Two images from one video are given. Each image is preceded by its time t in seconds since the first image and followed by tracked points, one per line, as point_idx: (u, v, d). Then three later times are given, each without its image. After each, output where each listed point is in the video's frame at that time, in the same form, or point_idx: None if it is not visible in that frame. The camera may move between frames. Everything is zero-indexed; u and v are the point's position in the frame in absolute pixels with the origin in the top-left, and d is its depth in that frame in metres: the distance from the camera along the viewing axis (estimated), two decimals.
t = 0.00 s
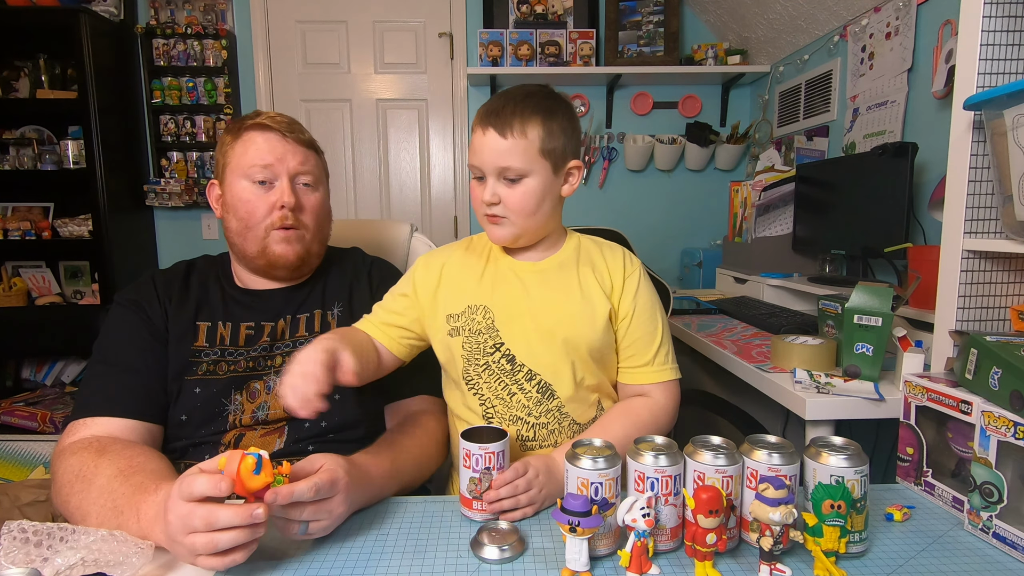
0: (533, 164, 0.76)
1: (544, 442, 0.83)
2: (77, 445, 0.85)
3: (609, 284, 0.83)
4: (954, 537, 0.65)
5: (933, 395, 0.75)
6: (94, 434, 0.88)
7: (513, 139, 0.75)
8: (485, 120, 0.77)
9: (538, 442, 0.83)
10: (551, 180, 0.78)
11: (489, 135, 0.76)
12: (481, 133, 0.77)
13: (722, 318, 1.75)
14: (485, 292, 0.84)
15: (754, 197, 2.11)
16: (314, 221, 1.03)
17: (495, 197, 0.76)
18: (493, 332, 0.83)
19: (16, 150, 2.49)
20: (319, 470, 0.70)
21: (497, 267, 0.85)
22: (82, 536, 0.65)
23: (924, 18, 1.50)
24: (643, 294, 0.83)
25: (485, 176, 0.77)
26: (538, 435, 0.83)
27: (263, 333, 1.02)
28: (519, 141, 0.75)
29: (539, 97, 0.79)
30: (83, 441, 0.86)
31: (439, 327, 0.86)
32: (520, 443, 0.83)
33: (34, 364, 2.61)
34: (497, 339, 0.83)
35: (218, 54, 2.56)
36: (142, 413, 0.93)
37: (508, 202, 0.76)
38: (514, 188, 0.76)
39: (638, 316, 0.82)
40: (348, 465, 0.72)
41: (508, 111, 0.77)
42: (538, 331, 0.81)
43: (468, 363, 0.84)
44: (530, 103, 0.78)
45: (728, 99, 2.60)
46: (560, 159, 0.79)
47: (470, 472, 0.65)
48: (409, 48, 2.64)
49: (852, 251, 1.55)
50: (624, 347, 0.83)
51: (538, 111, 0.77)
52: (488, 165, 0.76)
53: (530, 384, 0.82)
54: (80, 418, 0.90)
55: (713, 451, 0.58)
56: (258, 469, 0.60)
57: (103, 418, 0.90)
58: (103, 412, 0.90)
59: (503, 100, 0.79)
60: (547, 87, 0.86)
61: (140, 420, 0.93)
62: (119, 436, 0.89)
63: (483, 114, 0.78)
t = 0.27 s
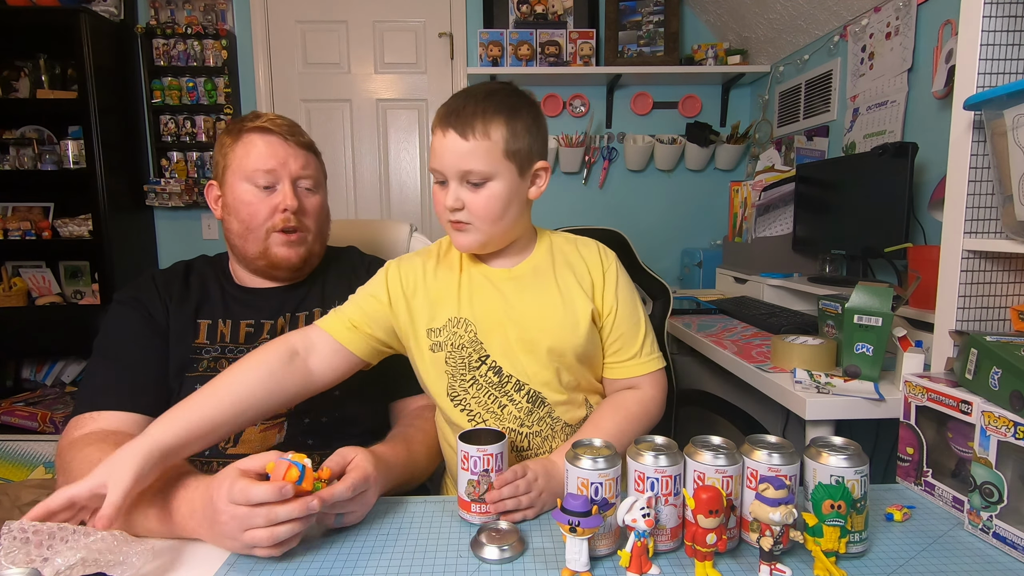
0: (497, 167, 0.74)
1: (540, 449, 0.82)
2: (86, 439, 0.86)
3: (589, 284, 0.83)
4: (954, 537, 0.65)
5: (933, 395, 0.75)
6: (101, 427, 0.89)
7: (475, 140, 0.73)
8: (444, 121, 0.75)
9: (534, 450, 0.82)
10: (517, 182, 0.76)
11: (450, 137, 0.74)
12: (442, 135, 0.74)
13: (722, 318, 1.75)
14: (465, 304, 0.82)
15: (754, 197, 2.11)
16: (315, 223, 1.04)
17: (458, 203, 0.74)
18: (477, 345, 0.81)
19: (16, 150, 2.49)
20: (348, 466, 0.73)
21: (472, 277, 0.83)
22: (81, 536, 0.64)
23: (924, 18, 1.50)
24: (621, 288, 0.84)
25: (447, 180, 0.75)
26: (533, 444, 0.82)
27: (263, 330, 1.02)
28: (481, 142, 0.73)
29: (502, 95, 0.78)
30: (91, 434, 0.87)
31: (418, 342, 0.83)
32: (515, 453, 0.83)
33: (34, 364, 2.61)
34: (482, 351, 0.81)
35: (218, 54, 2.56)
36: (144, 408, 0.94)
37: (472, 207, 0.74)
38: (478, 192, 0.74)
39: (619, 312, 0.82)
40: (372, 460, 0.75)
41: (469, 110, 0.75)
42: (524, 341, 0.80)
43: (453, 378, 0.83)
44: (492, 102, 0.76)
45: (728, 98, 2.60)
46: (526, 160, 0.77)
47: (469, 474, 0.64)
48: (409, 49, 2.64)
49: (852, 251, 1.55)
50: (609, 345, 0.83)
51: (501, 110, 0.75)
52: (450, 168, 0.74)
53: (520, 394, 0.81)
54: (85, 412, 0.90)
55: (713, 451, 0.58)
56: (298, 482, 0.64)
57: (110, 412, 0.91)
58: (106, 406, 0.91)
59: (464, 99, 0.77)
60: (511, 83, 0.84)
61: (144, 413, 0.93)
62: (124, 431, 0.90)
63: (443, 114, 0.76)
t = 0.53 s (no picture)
0: (472, 171, 0.73)
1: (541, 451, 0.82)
2: (97, 432, 0.86)
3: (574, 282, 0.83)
4: (954, 537, 0.65)
5: (933, 395, 0.75)
6: (109, 420, 0.89)
7: (447, 145, 0.72)
8: (414, 128, 0.74)
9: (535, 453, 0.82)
10: (492, 186, 0.76)
11: (421, 143, 0.73)
12: (412, 142, 0.73)
13: (722, 318, 1.75)
14: (452, 315, 0.82)
15: (754, 197, 2.11)
16: (311, 227, 1.04)
17: (433, 210, 0.73)
18: (469, 356, 0.81)
19: (16, 150, 2.49)
20: (361, 452, 0.73)
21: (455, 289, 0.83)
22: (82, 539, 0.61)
23: (924, 18, 1.50)
24: (606, 282, 0.85)
25: (420, 188, 0.74)
26: (534, 447, 0.82)
27: (261, 329, 1.02)
28: (454, 147, 0.72)
29: (470, 98, 0.77)
30: (103, 426, 0.87)
31: (407, 360, 0.82)
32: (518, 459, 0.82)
33: (34, 364, 2.61)
34: (475, 361, 0.81)
35: (218, 54, 2.55)
36: (150, 401, 0.94)
37: (449, 214, 0.73)
38: (453, 198, 0.73)
39: (606, 307, 0.83)
40: (385, 443, 0.76)
41: (439, 115, 0.74)
42: (517, 348, 0.80)
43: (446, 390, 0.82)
44: (462, 104, 0.76)
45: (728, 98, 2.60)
46: (500, 163, 0.77)
47: (469, 474, 0.64)
48: (409, 49, 2.64)
49: (852, 251, 1.55)
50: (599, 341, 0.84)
51: (471, 112, 0.75)
52: (423, 176, 0.73)
53: (517, 401, 0.81)
54: (89, 407, 0.90)
55: (713, 451, 0.58)
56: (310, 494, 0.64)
57: (114, 406, 0.91)
58: (110, 401, 0.91)
59: (432, 104, 0.76)
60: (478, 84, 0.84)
61: (149, 408, 0.94)
62: (131, 424, 0.90)
63: (412, 119, 0.75)
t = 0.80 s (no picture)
0: (472, 185, 0.73)
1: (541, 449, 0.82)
2: (95, 434, 0.85)
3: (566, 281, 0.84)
4: (955, 537, 0.65)
5: (933, 395, 0.75)
6: (107, 423, 0.88)
7: (447, 159, 0.71)
8: (409, 140, 0.72)
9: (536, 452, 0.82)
10: (490, 197, 0.76)
11: (419, 158, 0.71)
12: (409, 156, 0.72)
13: (722, 318, 1.75)
14: (447, 319, 0.82)
15: (754, 197, 2.11)
16: (300, 231, 1.03)
17: (435, 225, 0.73)
18: (466, 359, 0.81)
19: (16, 150, 2.49)
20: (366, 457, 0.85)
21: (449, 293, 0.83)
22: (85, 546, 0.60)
23: (924, 18, 1.50)
24: (597, 279, 0.85)
25: (419, 202, 0.73)
26: (535, 446, 0.82)
27: (261, 331, 1.03)
28: (455, 161, 0.71)
29: (462, 107, 0.76)
30: (102, 429, 0.87)
31: (404, 366, 0.82)
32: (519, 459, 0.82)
33: (34, 364, 2.61)
34: (472, 364, 0.81)
35: (218, 54, 2.55)
36: (148, 404, 0.94)
37: (451, 229, 0.73)
38: (454, 213, 0.73)
39: (599, 303, 0.83)
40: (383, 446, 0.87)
41: (435, 127, 0.73)
42: (514, 349, 0.80)
43: (445, 394, 0.82)
44: (455, 114, 0.75)
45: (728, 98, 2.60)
46: (498, 171, 0.77)
47: (469, 474, 0.64)
48: (409, 49, 2.64)
49: (852, 251, 1.55)
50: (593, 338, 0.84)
51: (467, 122, 0.74)
52: (422, 191, 0.72)
53: (516, 401, 0.81)
54: (87, 409, 0.90)
55: (713, 451, 0.58)
56: (320, 495, 0.64)
57: (113, 409, 0.90)
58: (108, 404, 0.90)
59: (425, 114, 0.74)
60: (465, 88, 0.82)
61: (148, 411, 0.93)
62: (129, 426, 0.89)
63: (406, 131, 0.73)
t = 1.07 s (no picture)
0: (492, 203, 0.73)
1: (544, 447, 0.82)
2: (96, 436, 0.85)
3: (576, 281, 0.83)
4: (954, 537, 0.65)
5: (933, 395, 0.75)
6: (107, 425, 0.87)
7: (471, 182, 0.70)
8: (431, 158, 0.71)
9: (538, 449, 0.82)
10: (508, 211, 0.76)
11: (440, 178, 0.70)
12: (431, 175, 0.71)
13: (722, 318, 1.75)
14: (454, 311, 0.82)
15: (754, 197, 2.11)
16: (295, 238, 1.02)
17: (455, 239, 0.73)
18: (472, 351, 0.81)
19: (16, 150, 2.49)
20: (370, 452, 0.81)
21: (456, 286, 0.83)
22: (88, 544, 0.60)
23: (924, 18, 1.50)
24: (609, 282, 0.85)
25: (438, 216, 0.73)
26: (537, 443, 0.82)
27: (265, 334, 1.03)
28: (478, 182, 0.71)
29: (482, 120, 0.74)
30: (101, 431, 0.86)
31: (410, 355, 0.82)
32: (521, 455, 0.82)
33: (34, 364, 2.61)
34: (478, 357, 0.81)
35: (218, 54, 2.55)
36: (149, 406, 0.93)
37: (471, 245, 0.74)
38: (473, 229, 0.73)
39: (610, 306, 0.83)
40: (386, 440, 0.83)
41: (458, 146, 0.71)
42: (520, 343, 0.80)
43: (449, 386, 0.82)
44: (479, 130, 0.73)
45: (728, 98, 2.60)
46: (517, 184, 0.77)
47: (469, 474, 0.64)
48: (409, 49, 2.64)
49: (852, 251, 1.55)
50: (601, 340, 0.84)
51: (489, 138, 0.73)
52: (442, 209, 0.71)
53: (520, 396, 0.81)
54: (86, 412, 0.89)
55: (713, 451, 0.58)
56: (327, 490, 0.65)
57: (113, 411, 0.89)
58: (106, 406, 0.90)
59: (446, 129, 0.72)
60: (483, 94, 0.80)
61: (150, 413, 0.93)
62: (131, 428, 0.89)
63: (427, 147, 0.72)
